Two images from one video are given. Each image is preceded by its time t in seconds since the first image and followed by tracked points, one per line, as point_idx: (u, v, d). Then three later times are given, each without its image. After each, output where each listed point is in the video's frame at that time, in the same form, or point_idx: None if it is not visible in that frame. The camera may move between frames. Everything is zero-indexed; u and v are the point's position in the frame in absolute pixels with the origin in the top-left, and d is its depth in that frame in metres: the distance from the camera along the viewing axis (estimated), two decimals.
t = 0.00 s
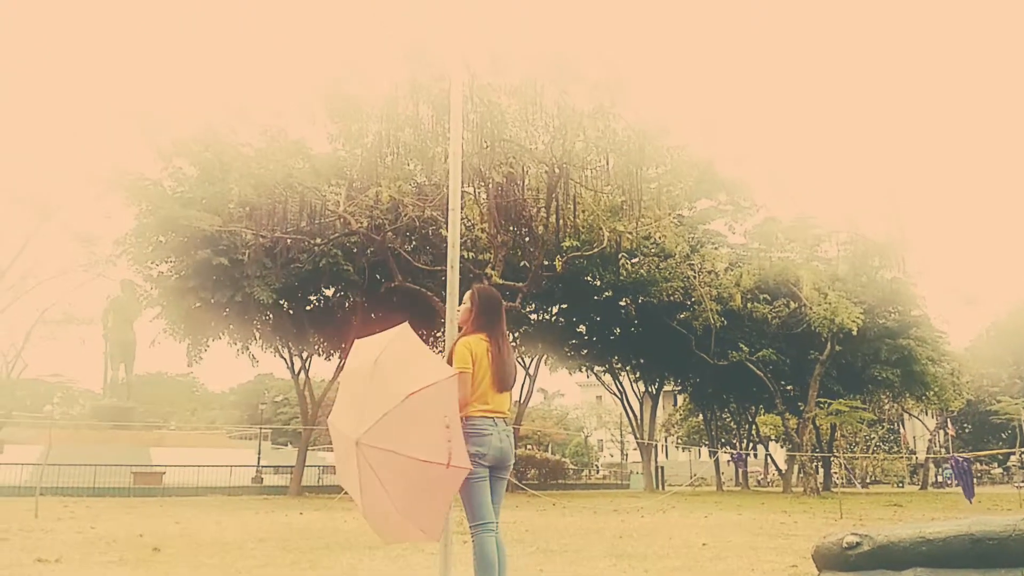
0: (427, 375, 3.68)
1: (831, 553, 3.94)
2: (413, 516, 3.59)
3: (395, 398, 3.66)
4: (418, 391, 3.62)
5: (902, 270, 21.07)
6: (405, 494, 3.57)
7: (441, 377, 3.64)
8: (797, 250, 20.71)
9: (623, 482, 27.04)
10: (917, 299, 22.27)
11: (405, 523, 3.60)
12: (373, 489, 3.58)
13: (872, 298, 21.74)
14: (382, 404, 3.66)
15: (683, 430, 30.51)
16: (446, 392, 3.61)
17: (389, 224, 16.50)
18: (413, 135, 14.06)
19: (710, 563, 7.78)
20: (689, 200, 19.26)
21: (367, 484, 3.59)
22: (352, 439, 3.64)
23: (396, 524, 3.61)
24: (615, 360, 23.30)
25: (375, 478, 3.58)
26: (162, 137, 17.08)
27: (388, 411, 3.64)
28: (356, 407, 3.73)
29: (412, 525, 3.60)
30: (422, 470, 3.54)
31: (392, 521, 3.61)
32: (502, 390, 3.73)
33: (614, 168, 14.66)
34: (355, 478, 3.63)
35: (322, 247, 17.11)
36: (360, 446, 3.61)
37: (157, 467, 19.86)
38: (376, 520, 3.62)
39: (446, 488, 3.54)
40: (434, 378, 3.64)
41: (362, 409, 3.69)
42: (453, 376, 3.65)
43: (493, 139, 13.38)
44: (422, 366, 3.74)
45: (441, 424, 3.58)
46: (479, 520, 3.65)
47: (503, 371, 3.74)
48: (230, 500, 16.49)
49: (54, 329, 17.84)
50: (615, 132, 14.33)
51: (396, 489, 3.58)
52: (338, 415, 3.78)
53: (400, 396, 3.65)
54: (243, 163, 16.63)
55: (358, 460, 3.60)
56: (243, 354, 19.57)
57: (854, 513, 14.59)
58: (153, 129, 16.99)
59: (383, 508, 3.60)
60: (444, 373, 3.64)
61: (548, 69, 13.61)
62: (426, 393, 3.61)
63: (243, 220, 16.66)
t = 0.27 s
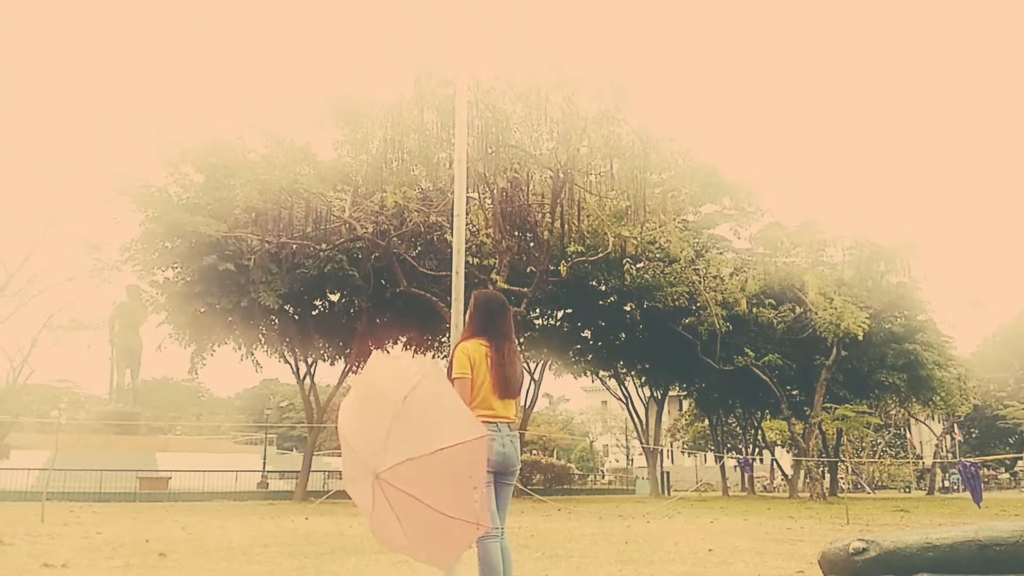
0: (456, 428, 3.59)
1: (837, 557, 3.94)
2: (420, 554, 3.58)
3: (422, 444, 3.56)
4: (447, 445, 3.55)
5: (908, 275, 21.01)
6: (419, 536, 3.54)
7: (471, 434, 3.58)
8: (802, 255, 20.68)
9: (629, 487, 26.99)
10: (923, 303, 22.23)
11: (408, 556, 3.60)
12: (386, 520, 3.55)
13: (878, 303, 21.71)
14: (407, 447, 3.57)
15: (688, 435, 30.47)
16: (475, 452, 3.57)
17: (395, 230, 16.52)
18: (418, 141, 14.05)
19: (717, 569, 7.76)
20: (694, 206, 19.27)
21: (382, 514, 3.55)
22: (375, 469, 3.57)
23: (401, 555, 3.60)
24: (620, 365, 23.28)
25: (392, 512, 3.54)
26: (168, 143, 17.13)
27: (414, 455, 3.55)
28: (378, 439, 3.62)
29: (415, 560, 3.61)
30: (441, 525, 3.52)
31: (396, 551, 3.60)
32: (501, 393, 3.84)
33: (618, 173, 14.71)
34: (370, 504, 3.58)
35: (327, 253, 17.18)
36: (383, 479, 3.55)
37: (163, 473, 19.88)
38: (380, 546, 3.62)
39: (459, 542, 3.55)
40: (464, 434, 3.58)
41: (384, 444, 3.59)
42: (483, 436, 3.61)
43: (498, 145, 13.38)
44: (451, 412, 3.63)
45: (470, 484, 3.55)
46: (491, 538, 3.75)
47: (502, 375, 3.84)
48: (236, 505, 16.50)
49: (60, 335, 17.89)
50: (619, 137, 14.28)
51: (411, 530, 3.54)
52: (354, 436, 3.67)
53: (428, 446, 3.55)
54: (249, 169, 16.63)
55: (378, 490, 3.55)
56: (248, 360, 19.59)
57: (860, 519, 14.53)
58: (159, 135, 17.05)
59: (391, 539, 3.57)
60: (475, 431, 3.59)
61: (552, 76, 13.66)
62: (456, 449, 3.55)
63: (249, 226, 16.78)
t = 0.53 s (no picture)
0: (481, 461, 3.62)
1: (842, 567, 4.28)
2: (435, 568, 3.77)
3: (444, 473, 3.61)
4: (470, 479, 3.60)
5: (910, 280, 21.02)
6: (434, 556, 3.71)
7: (496, 468, 3.61)
8: (805, 260, 20.65)
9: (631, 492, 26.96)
10: (925, 308, 22.23)
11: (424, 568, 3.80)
12: (402, 538, 3.73)
13: (880, 308, 21.71)
14: (429, 475, 3.62)
15: (690, 440, 30.46)
16: (499, 485, 3.62)
17: (396, 234, 16.50)
18: (421, 146, 13.98)
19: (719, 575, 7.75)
20: (695, 211, 19.28)
21: (398, 534, 3.71)
22: (390, 495, 3.65)
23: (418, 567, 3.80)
24: (622, 369, 23.26)
25: (407, 534, 3.70)
26: (169, 148, 17.13)
27: (434, 483, 3.61)
28: (399, 461, 3.66)
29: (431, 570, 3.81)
30: (459, 548, 3.67)
31: (412, 562, 3.80)
32: (501, 396, 3.86)
33: (620, 177, 14.64)
34: (386, 522, 3.72)
35: (329, 257, 17.11)
36: (399, 505, 3.66)
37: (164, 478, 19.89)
38: (395, 553, 3.81)
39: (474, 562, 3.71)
40: (489, 469, 3.61)
41: (405, 469, 3.64)
42: (508, 470, 3.62)
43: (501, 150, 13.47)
44: (476, 443, 3.64)
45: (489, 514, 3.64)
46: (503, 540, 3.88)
47: (501, 378, 3.85)
48: (238, 511, 16.46)
49: (62, 339, 17.88)
50: (621, 143, 14.30)
51: (427, 551, 3.71)
52: (374, 452, 3.70)
53: (450, 479, 3.61)
54: (252, 174, 16.61)
55: (394, 514, 3.67)
56: (248, 365, 19.55)
57: (862, 525, 14.52)
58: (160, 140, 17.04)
59: (407, 553, 3.76)
60: (500, 470, 3.60)
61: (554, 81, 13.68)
62: (479, 484, 3.60)
63: (251, 230, 16.73)
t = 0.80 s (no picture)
0: (477, 462, 3.59)
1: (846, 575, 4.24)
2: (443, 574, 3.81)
3: (443, 477, 3.64)
4: (467, 482, 3.59)
5: (913, 284, 21.02)
6: (439, 563, 3.73)
7: (491, 470, 3.57)
8: (808, 265, 20.64)
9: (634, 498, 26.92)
10: (929, 313, 22.20)
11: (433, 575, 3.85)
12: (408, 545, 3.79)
13: (884, 313, 21.68)
14: (426, 479, 3.68)
15: (694, 446, 30.43)
16: (496, 487, 3.57)
17: (400, 241, 16.53)
18: (424, 152, 13.98)
19: None
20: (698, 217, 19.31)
21: (403, 540, 3.79)
22: (393, 501, 3.76)
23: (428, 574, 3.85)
24: (626, 375, 23.25)
25: (412, 540, 3.76)
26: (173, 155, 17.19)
27: (434, 488, 3.66)
28: (398, 468, 3.74)
29: None
30: (461, 553, 3.67)
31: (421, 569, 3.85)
32: (493, 401, 3.82)
33: (620, 183, 14.46)
34: (392, 529, 3.81)
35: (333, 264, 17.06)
36: (400, 510, 3.75)
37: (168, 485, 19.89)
38: (405, 560, 3.88)
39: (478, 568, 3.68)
40: (484, 470, 3.57)
41: (404, 475, 3.72)
42: (505, 470, 3.56)
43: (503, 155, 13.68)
44: (471, 445, 3.62)
45: (489, 516, 3.62)
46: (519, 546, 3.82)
47: (493, 383, 3.82)
48: (242, 518, 16.47)
49: (66, 346, 17.91)
50: (624, 149, 14.22)
51: (430, 557, 3.74)
52: (378, 460, 3.80)
53: (446, 481, 3.63)
54: (256, 181, 16.65)
55: (398, 519, 3.76)
56: (252, 372, 19.60)
57: (867, 530, 14.49)
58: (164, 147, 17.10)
59: (413, 560, 3.81)
60: (495, 470, 3.56)
61: (557, 88, 13.66)
62: (475, 485, 3.59)
63: (254, 237, 16.63)
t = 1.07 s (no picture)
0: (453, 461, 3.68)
1: None
2: None
3: (425, 483, 3.71)
4: (445, 483, 3.65)
5: (912, 288, 21.06)
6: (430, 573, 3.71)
7: (466, 467, 3.65)
8: (807, 269, 20.64)
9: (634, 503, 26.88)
10: (928, 316, 22.20)
11: None
12: (403, 560, 3.80)
13: (883, 316, 21.69)
14: (410, 486, 3.74)
15: (694, 451, 30.42)
16: (475, 484, 3.64)
17: (399, 246, 16.53)
18: (423, 157, 13.93)
19: None
20: (697, 221, 19.32)
21: (397, 554, 3.80)
22: (385, 514, 3.81)
23: None
24: (625, 380, 23.24)
25: (404, 553, 3.77)
26: (172, 162, 17.20)
27: (418, 495, 3.72)
28: (386, 480, 3.83)
29: None
30: (449, 558, 3.66)
31: None
32: (483, 410, 3.84)
33: (620, 187, 14.23)
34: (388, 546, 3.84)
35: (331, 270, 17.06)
36: (391, 523, 3.79)
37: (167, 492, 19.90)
38: None
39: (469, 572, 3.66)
40: (459, 469, 3.65)
41: (391, 486, 3.79)
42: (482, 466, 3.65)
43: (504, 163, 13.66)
44: (448, 445, 3.71)
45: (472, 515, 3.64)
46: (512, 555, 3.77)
47: (482, 391, 3.84)
48: (242, 525, 16.44)
49: (65, 354, 17.89)
50: (622, 155, 14.02)
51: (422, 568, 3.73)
52: (368, 479, 3.90)
53: (427, 485, 3.69)
54: (254, 187, 16.63)
55: (390, 534, 3.80)
56: (249, 379, 19.51)
57: (867, 535, 14.45)
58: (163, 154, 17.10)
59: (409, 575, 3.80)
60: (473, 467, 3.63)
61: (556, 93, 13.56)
62: (455, 485, 3.64)
63: (254, 244, 16.57)
